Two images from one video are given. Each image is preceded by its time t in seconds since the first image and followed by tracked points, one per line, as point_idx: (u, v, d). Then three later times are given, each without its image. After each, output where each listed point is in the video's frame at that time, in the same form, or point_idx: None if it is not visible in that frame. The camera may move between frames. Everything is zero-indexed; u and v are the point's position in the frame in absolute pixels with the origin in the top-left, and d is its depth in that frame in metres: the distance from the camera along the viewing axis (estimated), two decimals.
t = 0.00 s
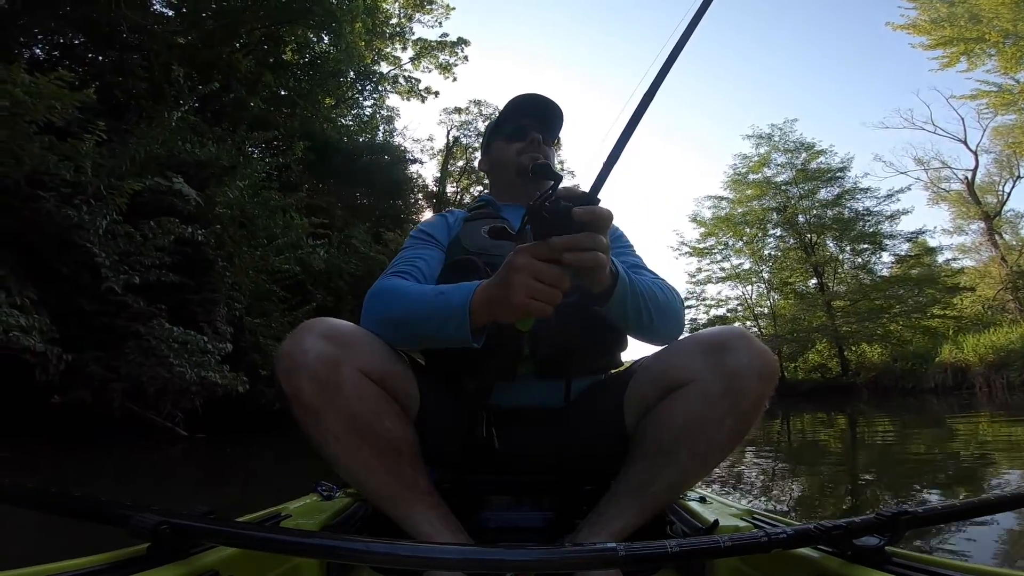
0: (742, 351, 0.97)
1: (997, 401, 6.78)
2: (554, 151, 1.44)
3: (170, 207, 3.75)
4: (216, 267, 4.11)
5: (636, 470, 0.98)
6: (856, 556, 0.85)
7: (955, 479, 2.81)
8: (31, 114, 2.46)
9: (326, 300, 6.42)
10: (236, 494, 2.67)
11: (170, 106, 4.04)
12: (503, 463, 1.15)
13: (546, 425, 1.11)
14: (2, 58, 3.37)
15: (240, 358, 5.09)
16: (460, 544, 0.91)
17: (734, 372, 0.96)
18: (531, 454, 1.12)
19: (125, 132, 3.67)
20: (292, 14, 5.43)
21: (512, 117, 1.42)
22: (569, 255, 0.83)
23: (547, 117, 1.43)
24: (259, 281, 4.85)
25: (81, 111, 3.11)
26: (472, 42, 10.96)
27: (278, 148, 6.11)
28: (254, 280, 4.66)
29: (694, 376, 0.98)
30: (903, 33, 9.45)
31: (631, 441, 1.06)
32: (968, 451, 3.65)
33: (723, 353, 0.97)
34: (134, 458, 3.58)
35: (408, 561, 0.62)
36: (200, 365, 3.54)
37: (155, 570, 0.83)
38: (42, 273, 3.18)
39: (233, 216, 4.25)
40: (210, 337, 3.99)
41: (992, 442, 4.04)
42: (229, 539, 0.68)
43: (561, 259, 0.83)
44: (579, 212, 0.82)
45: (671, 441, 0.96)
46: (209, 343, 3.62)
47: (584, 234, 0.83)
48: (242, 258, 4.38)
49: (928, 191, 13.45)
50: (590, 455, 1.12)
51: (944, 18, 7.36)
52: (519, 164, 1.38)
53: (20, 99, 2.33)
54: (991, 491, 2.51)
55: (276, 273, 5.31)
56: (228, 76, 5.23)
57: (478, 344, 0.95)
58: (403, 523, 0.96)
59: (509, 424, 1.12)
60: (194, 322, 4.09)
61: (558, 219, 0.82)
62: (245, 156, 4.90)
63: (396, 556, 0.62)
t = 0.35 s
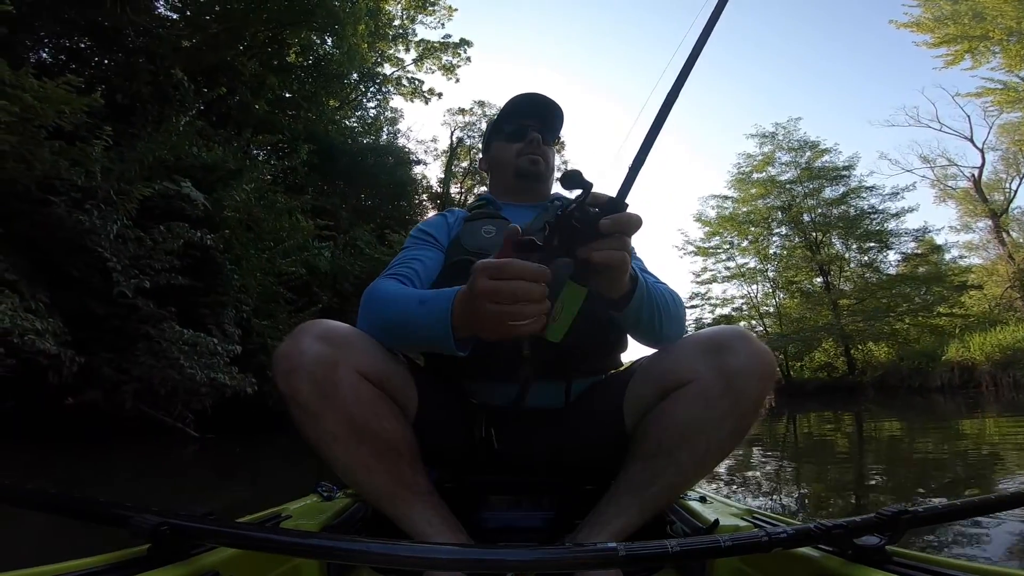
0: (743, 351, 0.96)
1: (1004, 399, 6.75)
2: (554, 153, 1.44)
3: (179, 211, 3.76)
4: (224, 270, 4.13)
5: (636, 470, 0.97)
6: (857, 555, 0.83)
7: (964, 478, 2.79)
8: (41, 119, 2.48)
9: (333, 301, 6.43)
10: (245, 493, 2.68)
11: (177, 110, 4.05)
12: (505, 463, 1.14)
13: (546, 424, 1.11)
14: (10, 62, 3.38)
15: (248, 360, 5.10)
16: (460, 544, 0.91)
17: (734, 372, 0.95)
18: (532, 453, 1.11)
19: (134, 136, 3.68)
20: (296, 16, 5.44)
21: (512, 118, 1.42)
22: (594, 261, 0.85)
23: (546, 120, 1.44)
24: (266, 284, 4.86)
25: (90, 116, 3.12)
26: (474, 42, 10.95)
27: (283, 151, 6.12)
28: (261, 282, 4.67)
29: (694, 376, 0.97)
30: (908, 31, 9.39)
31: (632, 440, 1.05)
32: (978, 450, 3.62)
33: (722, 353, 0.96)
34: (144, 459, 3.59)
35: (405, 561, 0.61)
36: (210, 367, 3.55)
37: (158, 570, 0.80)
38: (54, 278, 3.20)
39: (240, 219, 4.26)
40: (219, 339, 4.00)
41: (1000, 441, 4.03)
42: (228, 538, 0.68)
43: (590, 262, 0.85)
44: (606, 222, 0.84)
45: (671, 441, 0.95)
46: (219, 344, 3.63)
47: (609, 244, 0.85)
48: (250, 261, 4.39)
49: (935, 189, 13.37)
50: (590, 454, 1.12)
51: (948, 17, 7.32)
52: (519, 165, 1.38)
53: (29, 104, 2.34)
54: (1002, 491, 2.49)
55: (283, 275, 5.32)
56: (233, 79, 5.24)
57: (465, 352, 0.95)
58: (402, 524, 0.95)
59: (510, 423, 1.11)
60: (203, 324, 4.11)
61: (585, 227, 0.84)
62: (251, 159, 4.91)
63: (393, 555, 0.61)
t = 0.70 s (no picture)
0: (742, 351, 0.95)
1: (1011, 399, 6.71)
2: (553, 147, 1.44)
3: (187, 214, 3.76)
4: (232, 272, 4.14)
5: (636, 469, 0.97)
6: (857, 555, 0.83)
7: (969, 478, 2.78)
8: (50, 122, 2.50)
9: (339, 302, 6.44)
10: (254, 493, 2.69)
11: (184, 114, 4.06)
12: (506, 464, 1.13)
13: (546, 425, 1.11)
14: (17, 65, 3.39)
15: (255, 361, 5.12)
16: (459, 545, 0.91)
17: (733, 372, 0.94)
18: (532, 453, 1.10)
19: (142, 139, 3.69)
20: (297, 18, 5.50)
21: (509, 113, 1.42)
22: (581, 279, 0.83)
23: (546, 114, 1.43)
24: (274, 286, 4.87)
25: (99, 120, 3.13)
26: (477, 43, 10.94)
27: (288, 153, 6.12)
28: (268, 284, 4.67)
29: (693, 376, 0.96)
30: (912, 29, 9.34)
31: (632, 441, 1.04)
32: (986, 450, 3.60)
33: (722, 352, 0.96)
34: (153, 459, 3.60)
35: (405, 561, 0.62)
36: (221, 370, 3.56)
37: (162, 571, 0.78)
38: (66, 280, 3.21)
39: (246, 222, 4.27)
40: (227, 341, 4.02)
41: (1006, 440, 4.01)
42: (229, 538, 0.68)
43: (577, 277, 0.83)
44: (590, 237, 0.82)
45: (671, 441, 0.95)
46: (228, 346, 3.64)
47: (596, 263, 0.83)
48: (257, 264, 4.40)
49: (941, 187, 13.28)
50: (590, 456, 1.11)
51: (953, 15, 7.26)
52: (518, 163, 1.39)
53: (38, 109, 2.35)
54: (1010, 491, 2.48)
55: (290, 277, 5.33)
56: (239, 82, 5.24)
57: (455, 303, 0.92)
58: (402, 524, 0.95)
59: (511, 424, 1.10)
60: (212, 326, 4.13)
61: (572, 246, 0.84)
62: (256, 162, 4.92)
63: (395, 556, 0.62)
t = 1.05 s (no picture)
0: (742, 351, 0.95)
1: (1018, 398, 6.68)
2: (552, 145, 1.43)
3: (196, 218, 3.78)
4: (240, 275, 4.16)
5: (636, 469, 0.97)
6: (856, 556, 0.83)
7: (976, 478, 2.76)
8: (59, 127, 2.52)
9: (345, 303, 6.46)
10: (261, 493, 2.69)
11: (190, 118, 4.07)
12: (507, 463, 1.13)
13: (546, 425, 1.11)
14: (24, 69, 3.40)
15: (262, 363, 5.14)
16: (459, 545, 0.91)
17: (733, 371, 0.94)
18: (532, 452, 1.10)
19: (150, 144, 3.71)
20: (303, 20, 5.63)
21: (507, 114, 1.43)
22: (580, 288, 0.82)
23: (543, 113, 1.43)
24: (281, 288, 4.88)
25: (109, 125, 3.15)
26: (480, 43, 10.94)
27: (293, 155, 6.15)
28: (275, 286, 4.69)
29: (693, 376, 0.96)
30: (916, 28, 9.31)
31: (631, 440, 1.04)
32: (994, 449, 3.59)
33: (721, 352, 0.95)
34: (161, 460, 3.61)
35: (405, 561, 0.62)
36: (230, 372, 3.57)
37: (163, 570, 0.77)
38: (78, 283, 3.23)
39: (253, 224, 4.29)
40: (235, 343, 4.04)
41: (1012, 439, 4.00)
42: (231, 539, 0.68)
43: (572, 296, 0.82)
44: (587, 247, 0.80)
45: (671, 441, 0.95)
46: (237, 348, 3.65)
47: (595, 271, 0.81)
48: (265, 266, 4.42)
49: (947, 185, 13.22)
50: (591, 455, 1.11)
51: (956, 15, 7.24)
52: (516, 161, 1.39)
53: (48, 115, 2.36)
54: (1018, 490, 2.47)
55: (297, 279, 5.35)
56: (244, 85, 5.26)
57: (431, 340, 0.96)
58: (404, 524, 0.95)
59: (511, 424, 1.10)
60: (220, 328, 4.15)
61: (572, 253, 0.81)
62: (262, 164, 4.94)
63: (395, 556, 0.62)
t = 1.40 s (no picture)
0: (741, 351, 0.95)
1: None
2: (548, 146, 1.43)
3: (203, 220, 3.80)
4: (246, 277, 4.17)
5: (636, 468, 0.96)
6: (856, 557, 0.82)
7: (983, 476, 2.75)
8: (69, 130, 2.56)
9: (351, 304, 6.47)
10: (268, 493, 2.70)
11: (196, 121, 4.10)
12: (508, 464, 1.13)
13: (546, 426, 1.11)
14: (31, 74, 3.42)
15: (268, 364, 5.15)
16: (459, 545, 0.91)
17: (732, 372, 0.94)
18: (533, 453, 1.11)
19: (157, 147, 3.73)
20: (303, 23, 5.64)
21: (503, 117, 1.43)
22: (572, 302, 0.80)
23: (540, 116, 1.43)
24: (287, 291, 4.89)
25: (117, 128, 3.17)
26: (483, 44, 10.93)
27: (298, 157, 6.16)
28: (281, 288, 4.70)
29: (692, 377, 0.96)
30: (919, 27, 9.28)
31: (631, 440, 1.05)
32: (1003, 448, 3.57)
33: (720, 353, 0.95)
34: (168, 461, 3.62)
35: (405, 561, 0.62)
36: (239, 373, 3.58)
37: (162, 570, 0.77)
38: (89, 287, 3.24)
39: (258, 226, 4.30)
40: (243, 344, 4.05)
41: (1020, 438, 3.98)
42: (232, 541, 0.68)
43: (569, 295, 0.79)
44: (572, 265, 0.76)
45: (670, 440, 0.95)
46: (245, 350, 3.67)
47: (581, 288, 0.78)
48: (272, 267, 4.43)
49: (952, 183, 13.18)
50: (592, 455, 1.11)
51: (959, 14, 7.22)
52: (512, 162, 1.39)
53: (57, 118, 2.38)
54: None
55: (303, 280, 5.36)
56: (249, 87, 5.28)
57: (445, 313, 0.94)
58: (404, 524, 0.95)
59: (511, 425, 1.10)
60: (228, 329, 4.16)
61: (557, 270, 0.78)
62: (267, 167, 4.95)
63: (395, 556, 0.62)
